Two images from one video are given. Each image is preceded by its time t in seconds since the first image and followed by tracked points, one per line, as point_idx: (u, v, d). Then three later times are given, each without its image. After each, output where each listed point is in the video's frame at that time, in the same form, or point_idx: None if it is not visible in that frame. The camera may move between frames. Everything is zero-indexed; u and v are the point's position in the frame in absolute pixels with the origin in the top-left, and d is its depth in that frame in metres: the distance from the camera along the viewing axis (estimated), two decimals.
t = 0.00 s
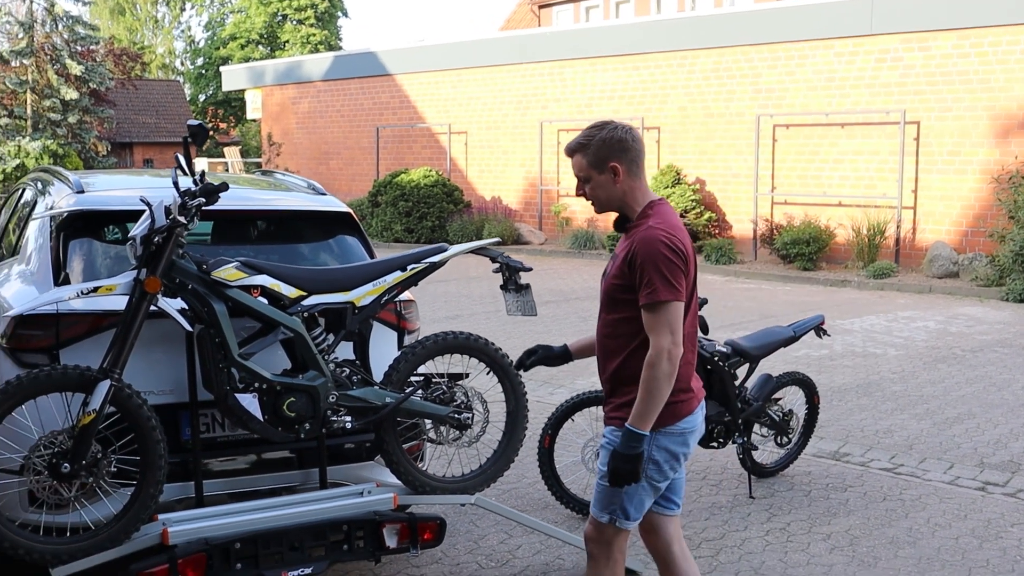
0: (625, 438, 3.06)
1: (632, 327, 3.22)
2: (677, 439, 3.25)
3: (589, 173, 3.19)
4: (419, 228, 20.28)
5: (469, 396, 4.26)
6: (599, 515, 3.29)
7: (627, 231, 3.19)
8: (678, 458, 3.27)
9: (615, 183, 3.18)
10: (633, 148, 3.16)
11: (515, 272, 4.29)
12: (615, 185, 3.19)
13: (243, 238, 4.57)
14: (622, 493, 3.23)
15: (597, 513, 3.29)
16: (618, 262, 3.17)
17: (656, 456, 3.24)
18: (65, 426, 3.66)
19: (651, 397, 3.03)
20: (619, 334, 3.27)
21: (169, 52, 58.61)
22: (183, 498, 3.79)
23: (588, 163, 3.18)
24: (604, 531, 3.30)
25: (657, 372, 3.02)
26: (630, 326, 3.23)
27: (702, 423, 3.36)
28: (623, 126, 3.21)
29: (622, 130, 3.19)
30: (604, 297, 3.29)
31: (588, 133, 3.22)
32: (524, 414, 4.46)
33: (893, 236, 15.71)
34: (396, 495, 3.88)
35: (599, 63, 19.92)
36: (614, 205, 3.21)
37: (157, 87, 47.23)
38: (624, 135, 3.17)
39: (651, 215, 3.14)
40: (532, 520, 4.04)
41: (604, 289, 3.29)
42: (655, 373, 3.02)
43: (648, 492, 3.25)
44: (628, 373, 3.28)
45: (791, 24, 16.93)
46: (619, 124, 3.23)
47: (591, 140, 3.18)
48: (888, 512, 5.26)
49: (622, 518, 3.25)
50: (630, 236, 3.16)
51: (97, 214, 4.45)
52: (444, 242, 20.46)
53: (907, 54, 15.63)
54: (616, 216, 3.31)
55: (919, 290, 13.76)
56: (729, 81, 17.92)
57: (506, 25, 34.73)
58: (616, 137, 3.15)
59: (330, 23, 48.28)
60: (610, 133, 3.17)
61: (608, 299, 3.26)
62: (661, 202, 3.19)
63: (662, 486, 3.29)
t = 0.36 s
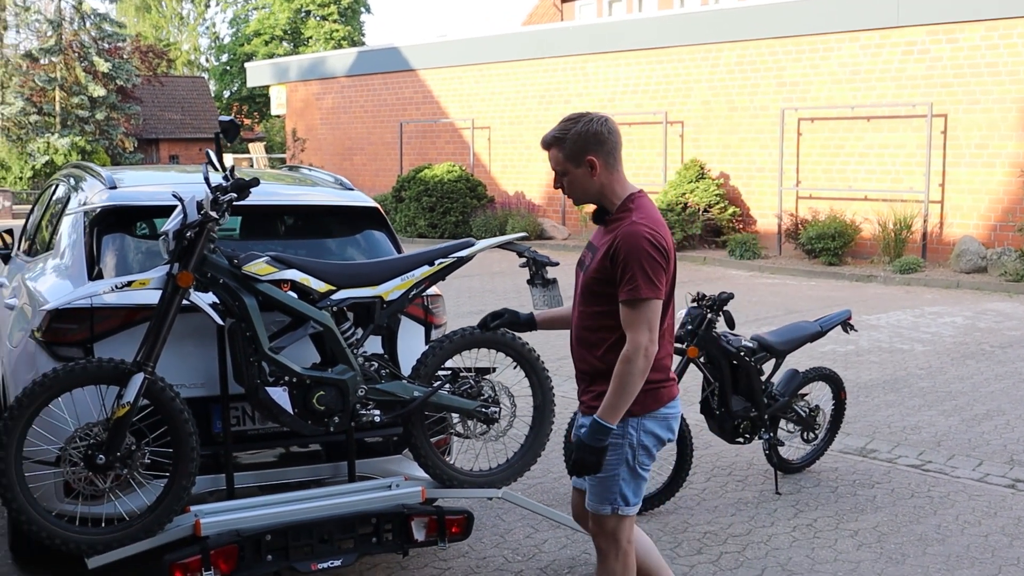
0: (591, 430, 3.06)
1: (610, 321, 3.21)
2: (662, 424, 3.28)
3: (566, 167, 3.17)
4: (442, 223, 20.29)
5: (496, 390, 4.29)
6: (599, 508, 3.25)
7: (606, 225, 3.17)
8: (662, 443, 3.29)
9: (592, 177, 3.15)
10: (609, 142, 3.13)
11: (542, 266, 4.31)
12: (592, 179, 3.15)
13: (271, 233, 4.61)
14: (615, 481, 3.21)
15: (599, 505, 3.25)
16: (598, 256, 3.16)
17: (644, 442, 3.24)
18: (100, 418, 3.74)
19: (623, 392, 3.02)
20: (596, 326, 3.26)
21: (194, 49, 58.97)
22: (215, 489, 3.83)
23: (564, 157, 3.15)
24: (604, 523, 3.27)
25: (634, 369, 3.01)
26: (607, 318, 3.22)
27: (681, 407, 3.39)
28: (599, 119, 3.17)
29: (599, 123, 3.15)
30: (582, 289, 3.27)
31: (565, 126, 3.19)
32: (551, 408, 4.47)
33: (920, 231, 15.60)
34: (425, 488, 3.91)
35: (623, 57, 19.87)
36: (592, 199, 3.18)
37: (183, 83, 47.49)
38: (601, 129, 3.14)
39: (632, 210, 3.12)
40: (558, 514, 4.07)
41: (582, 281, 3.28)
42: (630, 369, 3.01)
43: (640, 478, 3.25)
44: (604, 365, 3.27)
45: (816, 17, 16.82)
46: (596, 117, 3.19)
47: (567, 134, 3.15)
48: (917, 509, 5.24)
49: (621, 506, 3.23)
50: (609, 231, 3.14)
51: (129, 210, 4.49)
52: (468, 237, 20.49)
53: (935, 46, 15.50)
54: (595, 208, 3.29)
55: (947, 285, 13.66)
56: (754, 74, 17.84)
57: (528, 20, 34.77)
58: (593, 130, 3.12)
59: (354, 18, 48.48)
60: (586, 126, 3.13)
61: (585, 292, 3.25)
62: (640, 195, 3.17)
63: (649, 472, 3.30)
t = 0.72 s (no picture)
0: (612, 432, 3.05)
1: (621, 321, 3.22)
2: (674, 419, 3.29)
3: (573, 169, 3.16)
4: (470, 222, 20.34)
5: (525, 389, 4.31)
6: (616, 505, 3.27)
7: (616, 224, 3.18)
8: (674, 438, 3.30)
9: (600, 177, 3.14)
10: (616, 142, 3.13)
11: (570, 265, 4.34)
12: (600, 179, 3.15)
13: (301, 232, 4.65)
14: (633, 478, 3.22)
15: (617, 503, 3.26)
16: (610, 257, 3.15)
17: (658, 438, 3.25)
18: (136, 414, 3.80)
19: (641, 393, 3.04)
20: (605, 325, 3.26)
21: (224, 50, 59.45)
22: (247, 486, 3.88)
23: (571, 160, 3.15)
24: (620, 520, 3.28)
25: (651, 369, 3.03)
26: (617, 317, 3.22)
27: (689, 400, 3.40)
28: (605, 119, 3.17)
29: (605, 123, 3.15)
30: (592, 290, 3.27)
31: (570, 127, 3.18)
32: (579, 407, 4.49)
33: (954, 229, 15.44)
34: (453, 486, 3.94)
35: (651, 55, 19.81)
36: (599, 200, 3.19)
37: (214, 83, 47.77)
38: (607, 129, 3.13)
39: (642, 209, 3.13)
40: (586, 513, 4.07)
41: (591, 281, 3.28)
42: (648, 370, 3.03)
43: (655, 473, 3.26)
44: (614, 363, 3.28)
45: (848, 14, 16.71)
46: (600, 117, 3.19)
47: (573, 137, 3.15)
48: (950, 512, 5.21)
49: (638, 503, 3.25)
50: (619, 231, 3.14)
51: (165, 209, 4.56)
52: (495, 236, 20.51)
53: (968, 42, 15.35)
54: (601, 207, 3.28)
55: (981, 284, 13.53)
56: (784, 72, 17.75)
57: (557, 19, 34.77)
58: (599, 131, 3.11)
59: (382, 18, 48.75)
60: (592, 127, 3.13)
61: (596, 292, 3.25)
62: (648, 193, 3.18)
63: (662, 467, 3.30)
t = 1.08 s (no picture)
0: (638, 435, 3.05)
1: (644, 323, 3.21)
2: (697, 418, 3.28)
3: (595, 173, 3.15)
4: (499, 225, 20.36)
5: (555, 392, 4.31)
6: (641, 507, 3.26)
7: (639, 228, 3.17)
8: (697, 437, 3.29)
9: (622, 182, 3.14)
10: (638, 145, 3.12)
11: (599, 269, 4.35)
12: (622, 183, 3.14)
13: (332, 236, 4.68)
14: (657, 479, 3.22)
15: (641, 505, 3.25)
16: (633, 260, 3.15)
17: (681, 438, 3.24)
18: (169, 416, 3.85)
19: (668, 396, 3.03)
20: (627, 328, 3.25)
21: (255, 54, 59.88)
22: (278, 488, 3.92)
23: (593, 164, 3.14)
24: (645, 521, 3.28)
25: (677, 372, 3.02)
26: (639, 319, 3.21)
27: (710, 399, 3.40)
28: (627, 124, 3.17)
29: (627, 128, 3.14)
30: (613, 293, 3.26)
31: (592, 132, 3.17)
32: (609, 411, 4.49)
33: (985, 232, 15.25)
34: (483, 489, 3.95)
35: (680, 58, 19.76)
36: (621, 204, 3.18)
37: (244, 87, 48.00)
38: (629, 134, 3.13)
39: (665, 212, 3.12)
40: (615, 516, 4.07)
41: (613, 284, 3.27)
42: (674, 372, 3.02)
43: (679, 473, 3.25)
44: (636, 365, 3.27)
45: (878, 16, 16.60)
46: (622, 122, 3.18)
47: (596, 141, 3.14)
48: (982, 517, 5.15)
49: (663, 503, 3.24)
50: (642, 235, 3.14)
51: (198, 213, 4.61)
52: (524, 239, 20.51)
53: (1000, 43, 15.19)
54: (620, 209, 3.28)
55: (1014, 287, 13.38)
56: (813, 74, 17.65)
57: (585, 22, 34.74)
58: (621, 136, 3.11)
59: (411, 22, 48.96)
60: (615, 133, 3.13)
61: (617, 295, 3.24)
62: (671, 196, 3.18)
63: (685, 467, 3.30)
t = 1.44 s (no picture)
0: (666, 438, 3.03)
1: (668, 328, 3.20)
2: (721, 422, 3.26)
3: (617, 179, 3.14)
4: (526, 230, 20.38)
5: (583, 396, 4.31)
6: (666, 511, 3.24)
7: (661, 233, 3.17)
8: (721, 441, 3.28)
9: (644, 187, 3.13)
10: (659, 151, 3.12)
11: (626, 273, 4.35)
12: (644, 189, 3.13)
13: (360, 241, 4.71)
14: (682, 483, 3.21)
15: (665, 509, 3.24)
16: (657, 265, 3.14)
17: (706, 442, 3.23)
18: (198, 420, 3.88)
19: (695, 399, 3.02)
20: (650, 334, 3.24)
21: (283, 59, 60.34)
22: (306, 491, 3.94)
23: (615, 170, 3.13)
24: (670, 526, 3.27)
25: (703, 376, 3.01)
26: (663, 324, 3.21)
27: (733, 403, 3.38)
28: (647, 129, 3.16)
29: (648, 133, 3.14)
30: (636, 298, 3.25)
31: (613, 138, 3.16)
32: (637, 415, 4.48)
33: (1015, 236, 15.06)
34: (511, 493, 3.95)
35: (707, 62, 19.71)
36: (643, 209, 3.17)
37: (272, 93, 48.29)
38: (649, 139, 3.12)
39: (688, 216, 3.12)
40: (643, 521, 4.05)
41: (636, 289, 3.26)
42: (701, 376, 3.01)
43: (704, 476, 3.24)
44: (661, 370, 3.26)
45: (907, 19, 16.50)
46: (642, 127, 3.18)
47: (618, 146, 3.13)
48: (1014, 524, 5.09)
49: (688, 507, 3.23)
50: (666, 240, 3.13)
51: (228, 217, 4.64)
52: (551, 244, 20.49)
53: None
54: (642, 214, 3.27)
55: None
56: (840, 78, 17.55)
57: (612, 27, 34.70)
58: (643, 141, 3.10)
59: (438, 27, 49.20)
60: (636, 138, 3.12)
61: (641, 300, 3.24)
62: (693, 201, 3.18)
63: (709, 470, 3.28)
